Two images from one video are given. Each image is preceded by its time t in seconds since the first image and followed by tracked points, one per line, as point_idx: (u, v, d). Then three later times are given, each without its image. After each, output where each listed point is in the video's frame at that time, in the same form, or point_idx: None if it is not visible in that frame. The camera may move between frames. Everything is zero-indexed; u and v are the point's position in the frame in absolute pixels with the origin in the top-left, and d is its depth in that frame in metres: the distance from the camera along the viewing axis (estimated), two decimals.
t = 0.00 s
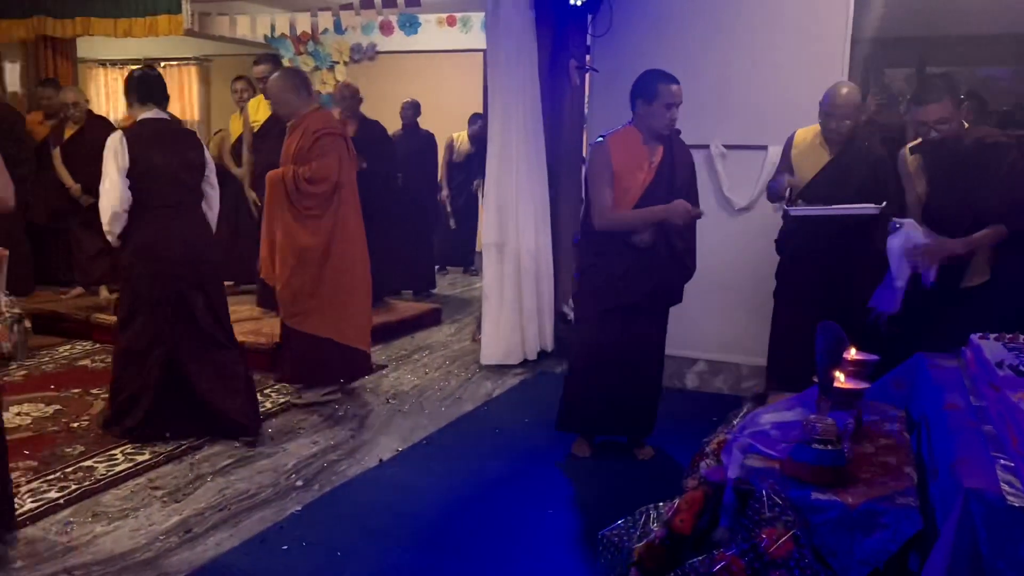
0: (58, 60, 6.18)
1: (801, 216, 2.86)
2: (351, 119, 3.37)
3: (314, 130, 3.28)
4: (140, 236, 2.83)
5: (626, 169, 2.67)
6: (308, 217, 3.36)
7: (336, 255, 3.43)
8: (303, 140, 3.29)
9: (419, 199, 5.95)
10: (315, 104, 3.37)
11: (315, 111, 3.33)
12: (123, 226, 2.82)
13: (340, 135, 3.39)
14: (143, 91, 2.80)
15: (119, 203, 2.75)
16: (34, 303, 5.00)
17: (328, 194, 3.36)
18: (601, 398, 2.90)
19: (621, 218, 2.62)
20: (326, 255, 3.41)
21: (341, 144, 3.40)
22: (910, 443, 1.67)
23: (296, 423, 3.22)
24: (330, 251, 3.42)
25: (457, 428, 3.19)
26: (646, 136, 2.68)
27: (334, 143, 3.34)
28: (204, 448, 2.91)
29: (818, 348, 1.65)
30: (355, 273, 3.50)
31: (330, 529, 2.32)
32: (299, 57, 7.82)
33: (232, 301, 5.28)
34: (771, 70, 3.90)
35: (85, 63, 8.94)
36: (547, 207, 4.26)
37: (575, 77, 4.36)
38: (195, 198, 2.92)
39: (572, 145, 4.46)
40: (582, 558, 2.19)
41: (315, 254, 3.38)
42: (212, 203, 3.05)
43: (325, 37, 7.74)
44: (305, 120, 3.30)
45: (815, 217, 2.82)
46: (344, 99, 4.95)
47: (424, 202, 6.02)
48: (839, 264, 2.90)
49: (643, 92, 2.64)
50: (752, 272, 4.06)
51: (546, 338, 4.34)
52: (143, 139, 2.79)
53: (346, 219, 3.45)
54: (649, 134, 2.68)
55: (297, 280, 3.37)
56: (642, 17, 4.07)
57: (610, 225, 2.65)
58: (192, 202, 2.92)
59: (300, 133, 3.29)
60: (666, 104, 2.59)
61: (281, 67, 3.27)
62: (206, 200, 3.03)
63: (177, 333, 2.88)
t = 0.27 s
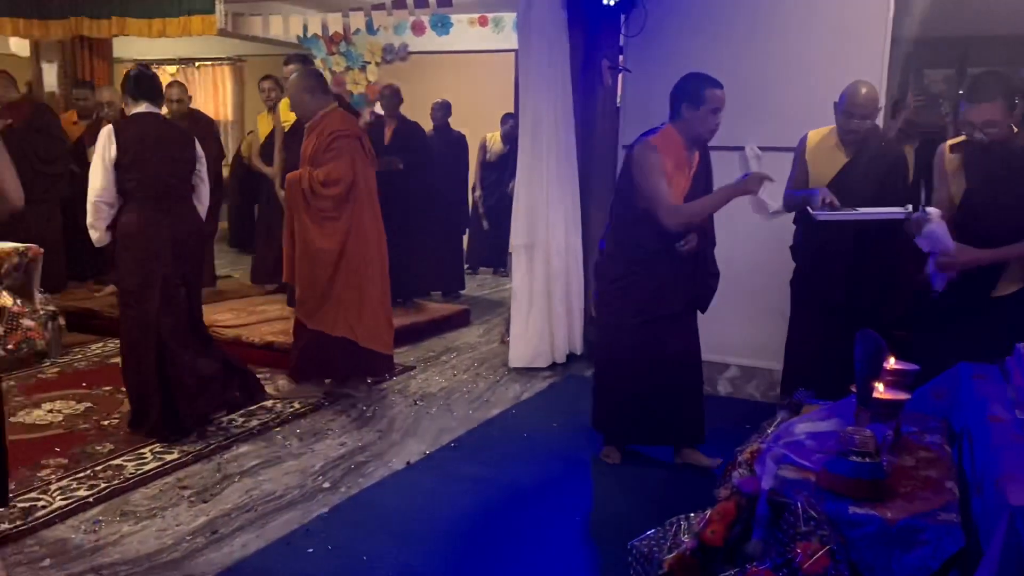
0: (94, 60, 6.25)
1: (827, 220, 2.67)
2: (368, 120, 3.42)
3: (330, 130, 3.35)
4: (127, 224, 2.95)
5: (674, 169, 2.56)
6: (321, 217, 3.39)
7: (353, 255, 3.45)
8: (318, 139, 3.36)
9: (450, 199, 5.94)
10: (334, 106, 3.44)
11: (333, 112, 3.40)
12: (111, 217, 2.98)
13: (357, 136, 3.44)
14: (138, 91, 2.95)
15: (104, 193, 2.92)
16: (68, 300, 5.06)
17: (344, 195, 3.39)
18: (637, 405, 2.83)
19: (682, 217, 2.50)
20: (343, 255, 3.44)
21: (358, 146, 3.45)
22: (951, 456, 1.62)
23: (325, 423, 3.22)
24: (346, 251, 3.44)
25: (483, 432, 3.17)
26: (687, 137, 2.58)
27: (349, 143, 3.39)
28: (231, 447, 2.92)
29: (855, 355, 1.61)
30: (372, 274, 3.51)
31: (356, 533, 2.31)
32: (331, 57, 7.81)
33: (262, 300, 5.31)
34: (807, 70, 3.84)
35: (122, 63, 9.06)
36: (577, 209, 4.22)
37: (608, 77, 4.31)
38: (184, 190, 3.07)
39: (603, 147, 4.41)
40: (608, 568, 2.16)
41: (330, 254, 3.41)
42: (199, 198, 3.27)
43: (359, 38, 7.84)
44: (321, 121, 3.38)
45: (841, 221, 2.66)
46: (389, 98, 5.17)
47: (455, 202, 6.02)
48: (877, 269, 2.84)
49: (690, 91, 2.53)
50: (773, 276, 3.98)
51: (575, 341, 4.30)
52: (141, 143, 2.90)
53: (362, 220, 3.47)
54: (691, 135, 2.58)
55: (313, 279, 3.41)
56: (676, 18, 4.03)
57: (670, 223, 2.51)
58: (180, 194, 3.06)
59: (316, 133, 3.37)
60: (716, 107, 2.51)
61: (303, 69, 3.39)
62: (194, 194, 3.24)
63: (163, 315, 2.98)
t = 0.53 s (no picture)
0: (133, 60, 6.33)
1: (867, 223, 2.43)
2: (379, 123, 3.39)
3: (338, 134, 3.35)
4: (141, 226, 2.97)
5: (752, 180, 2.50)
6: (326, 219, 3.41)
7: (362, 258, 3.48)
8: (327, 142, 3.37)
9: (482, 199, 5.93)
10: (347, 106, 3.42)
11: (343, 115, 3.39)
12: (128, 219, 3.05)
13: (367, 139, 3.42)
14: (158, 103, 2.98)
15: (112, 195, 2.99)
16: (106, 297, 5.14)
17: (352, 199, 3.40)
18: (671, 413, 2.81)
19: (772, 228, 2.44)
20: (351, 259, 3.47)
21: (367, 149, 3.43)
22: (996, 468, 1.56)
23: (357, 423, 3.23)
24: (356, 254, 3.48)
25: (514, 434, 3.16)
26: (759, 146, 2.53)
27: (357, 148, 3.38)
28: (262, 446, 2.93)
29: (895, 365, 1.50)
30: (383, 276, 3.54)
31: (383, 535, 2.30)
32: (366, 58, 7.98)
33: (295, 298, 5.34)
34: (845, 71, 3.77)
35: (160, 63, 9.18)
36: (610, 210, 4.18)
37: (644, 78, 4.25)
38: (198, 195, 3.07)
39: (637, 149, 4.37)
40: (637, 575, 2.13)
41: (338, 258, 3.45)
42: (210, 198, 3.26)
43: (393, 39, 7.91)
44: (331, 123, 3.39)
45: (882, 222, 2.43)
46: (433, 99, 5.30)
47: (487, 203, 6.01)
48: (918, 275, 2.77)
49: (765, 99, 2.48)
50: (797, 281, 3.85)
51: (607, 344, 4.26)
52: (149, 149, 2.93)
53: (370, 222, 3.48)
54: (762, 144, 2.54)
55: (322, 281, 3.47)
56: (713, 17, 3.97)
57: (759, 235, 2.45)
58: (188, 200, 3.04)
59: (325, 135, 3.39)
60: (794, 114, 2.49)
61: (317, 66, 3.35)
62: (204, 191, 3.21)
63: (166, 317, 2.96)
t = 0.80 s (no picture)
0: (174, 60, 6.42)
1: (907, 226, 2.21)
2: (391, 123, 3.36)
3: (350, 133, 3.36)
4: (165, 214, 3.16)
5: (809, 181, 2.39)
6: (338, 219, 3.40)
7: (371, 259, 3.43)
8: (340, 141, 3.39)
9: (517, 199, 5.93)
10: (363, 106, 3.43)
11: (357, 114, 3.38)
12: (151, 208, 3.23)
13: (379, 139, 3.40)
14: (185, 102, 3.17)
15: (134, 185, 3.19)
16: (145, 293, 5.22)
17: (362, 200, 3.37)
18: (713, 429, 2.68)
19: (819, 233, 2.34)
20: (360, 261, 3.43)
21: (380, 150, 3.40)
22: None
23: (389, 421, 3.24)
24: (366, 255, 3.44)
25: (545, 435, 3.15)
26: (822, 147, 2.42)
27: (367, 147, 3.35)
28: (295, 442, 2.95)
29: (935, 370, 1.45)
30: (393, 279, 3.47)
31: (412, 533, 2.31)
32: (402, 57, 8.04)
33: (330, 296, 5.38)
34: (888, 72, 3.70)
35: (200, 63, 9.29)
36: (644, 210, 4.15)
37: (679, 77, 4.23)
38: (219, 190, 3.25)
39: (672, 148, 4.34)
40: None
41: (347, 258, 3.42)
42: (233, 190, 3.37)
43: (429, 38, 7.95)
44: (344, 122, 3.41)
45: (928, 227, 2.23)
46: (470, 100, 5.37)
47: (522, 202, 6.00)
48: (959, 280, 2.70)
49: (832, 99, 2.38)
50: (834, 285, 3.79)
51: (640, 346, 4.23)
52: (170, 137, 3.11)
53: (382, 223, 3.44)
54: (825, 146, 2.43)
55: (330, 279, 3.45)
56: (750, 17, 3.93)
57: (806, 243, 2.36)
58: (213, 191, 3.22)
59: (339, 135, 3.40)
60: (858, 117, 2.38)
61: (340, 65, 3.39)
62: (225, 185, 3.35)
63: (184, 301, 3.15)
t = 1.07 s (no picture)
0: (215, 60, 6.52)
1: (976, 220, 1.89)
2: (401, 120, 3.43)
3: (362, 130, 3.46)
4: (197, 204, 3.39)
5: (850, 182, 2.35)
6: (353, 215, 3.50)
7: (382, 255, 3.48)
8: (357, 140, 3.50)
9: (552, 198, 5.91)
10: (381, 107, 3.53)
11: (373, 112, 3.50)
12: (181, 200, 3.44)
13: (391, 137, 3.47)
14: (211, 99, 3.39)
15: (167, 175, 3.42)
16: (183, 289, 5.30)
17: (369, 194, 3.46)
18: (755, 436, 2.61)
19: (862, 234, 2.29)
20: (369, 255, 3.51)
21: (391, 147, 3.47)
22: None
23: (420, 419, 3.24)
24: (377, 251, 3.50)
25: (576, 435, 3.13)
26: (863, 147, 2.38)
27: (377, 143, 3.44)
28: (327, 438, 2.97)
29: (973, 377, 1.42)
30: (401, 276, 3.49)
31: (440, 532, 2.31)
32: (439, 57, 7.95)
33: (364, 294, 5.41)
34: (931, 72, 3.62)
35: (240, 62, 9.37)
36: (679, 210, 4.12)
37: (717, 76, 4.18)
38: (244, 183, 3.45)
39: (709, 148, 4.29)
40: None
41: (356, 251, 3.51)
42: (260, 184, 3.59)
43: (466, 38, 7.90)
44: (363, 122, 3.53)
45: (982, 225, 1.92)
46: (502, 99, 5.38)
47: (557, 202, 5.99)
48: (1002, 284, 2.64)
49: (876, 100, 2.33)
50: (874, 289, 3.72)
51: (674, 348, 4.19)
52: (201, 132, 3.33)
53: (393, 220, 3.48)
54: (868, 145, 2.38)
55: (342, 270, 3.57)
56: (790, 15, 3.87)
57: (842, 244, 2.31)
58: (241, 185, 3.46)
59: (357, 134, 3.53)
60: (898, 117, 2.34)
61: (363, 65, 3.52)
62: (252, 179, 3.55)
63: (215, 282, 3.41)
